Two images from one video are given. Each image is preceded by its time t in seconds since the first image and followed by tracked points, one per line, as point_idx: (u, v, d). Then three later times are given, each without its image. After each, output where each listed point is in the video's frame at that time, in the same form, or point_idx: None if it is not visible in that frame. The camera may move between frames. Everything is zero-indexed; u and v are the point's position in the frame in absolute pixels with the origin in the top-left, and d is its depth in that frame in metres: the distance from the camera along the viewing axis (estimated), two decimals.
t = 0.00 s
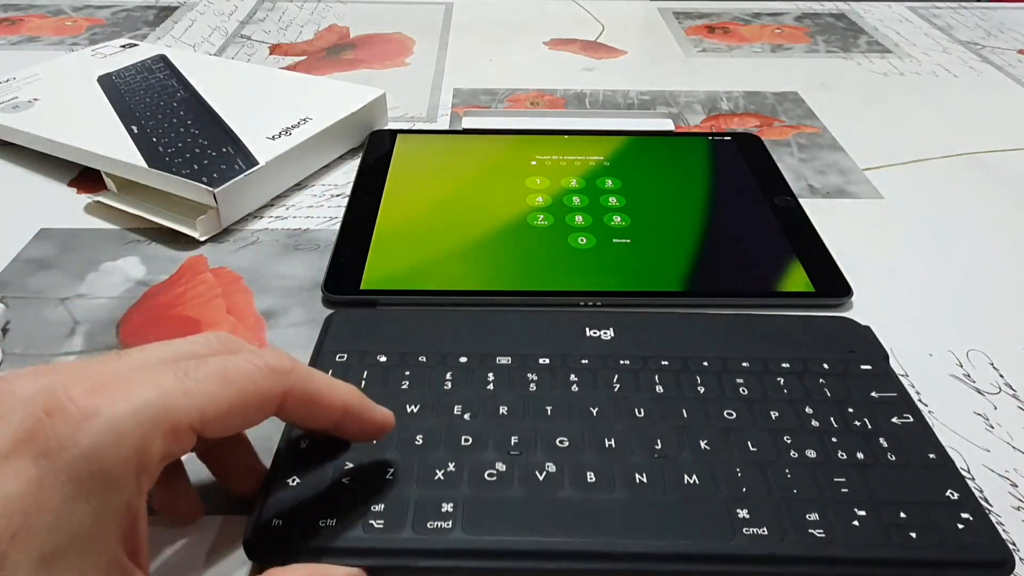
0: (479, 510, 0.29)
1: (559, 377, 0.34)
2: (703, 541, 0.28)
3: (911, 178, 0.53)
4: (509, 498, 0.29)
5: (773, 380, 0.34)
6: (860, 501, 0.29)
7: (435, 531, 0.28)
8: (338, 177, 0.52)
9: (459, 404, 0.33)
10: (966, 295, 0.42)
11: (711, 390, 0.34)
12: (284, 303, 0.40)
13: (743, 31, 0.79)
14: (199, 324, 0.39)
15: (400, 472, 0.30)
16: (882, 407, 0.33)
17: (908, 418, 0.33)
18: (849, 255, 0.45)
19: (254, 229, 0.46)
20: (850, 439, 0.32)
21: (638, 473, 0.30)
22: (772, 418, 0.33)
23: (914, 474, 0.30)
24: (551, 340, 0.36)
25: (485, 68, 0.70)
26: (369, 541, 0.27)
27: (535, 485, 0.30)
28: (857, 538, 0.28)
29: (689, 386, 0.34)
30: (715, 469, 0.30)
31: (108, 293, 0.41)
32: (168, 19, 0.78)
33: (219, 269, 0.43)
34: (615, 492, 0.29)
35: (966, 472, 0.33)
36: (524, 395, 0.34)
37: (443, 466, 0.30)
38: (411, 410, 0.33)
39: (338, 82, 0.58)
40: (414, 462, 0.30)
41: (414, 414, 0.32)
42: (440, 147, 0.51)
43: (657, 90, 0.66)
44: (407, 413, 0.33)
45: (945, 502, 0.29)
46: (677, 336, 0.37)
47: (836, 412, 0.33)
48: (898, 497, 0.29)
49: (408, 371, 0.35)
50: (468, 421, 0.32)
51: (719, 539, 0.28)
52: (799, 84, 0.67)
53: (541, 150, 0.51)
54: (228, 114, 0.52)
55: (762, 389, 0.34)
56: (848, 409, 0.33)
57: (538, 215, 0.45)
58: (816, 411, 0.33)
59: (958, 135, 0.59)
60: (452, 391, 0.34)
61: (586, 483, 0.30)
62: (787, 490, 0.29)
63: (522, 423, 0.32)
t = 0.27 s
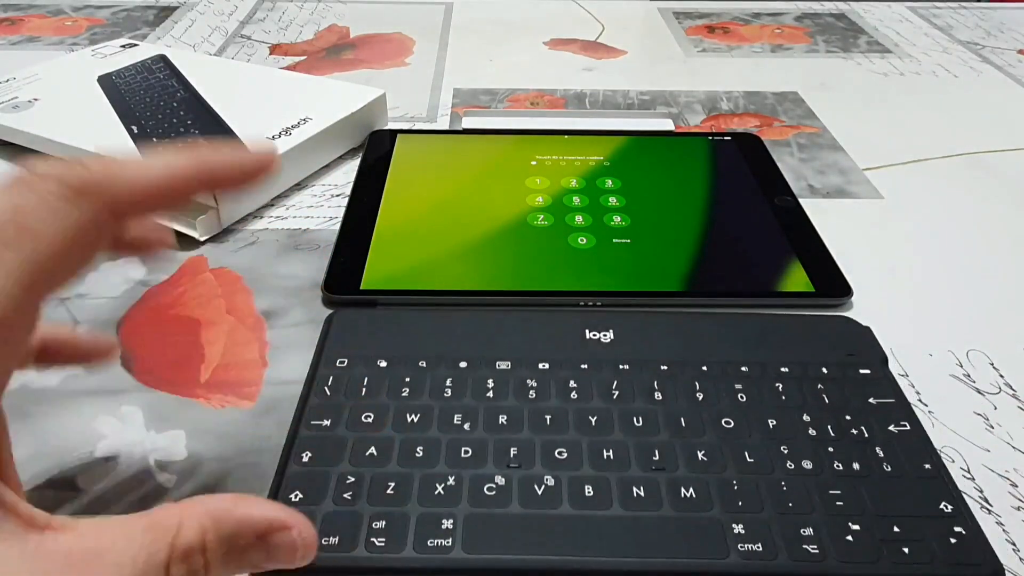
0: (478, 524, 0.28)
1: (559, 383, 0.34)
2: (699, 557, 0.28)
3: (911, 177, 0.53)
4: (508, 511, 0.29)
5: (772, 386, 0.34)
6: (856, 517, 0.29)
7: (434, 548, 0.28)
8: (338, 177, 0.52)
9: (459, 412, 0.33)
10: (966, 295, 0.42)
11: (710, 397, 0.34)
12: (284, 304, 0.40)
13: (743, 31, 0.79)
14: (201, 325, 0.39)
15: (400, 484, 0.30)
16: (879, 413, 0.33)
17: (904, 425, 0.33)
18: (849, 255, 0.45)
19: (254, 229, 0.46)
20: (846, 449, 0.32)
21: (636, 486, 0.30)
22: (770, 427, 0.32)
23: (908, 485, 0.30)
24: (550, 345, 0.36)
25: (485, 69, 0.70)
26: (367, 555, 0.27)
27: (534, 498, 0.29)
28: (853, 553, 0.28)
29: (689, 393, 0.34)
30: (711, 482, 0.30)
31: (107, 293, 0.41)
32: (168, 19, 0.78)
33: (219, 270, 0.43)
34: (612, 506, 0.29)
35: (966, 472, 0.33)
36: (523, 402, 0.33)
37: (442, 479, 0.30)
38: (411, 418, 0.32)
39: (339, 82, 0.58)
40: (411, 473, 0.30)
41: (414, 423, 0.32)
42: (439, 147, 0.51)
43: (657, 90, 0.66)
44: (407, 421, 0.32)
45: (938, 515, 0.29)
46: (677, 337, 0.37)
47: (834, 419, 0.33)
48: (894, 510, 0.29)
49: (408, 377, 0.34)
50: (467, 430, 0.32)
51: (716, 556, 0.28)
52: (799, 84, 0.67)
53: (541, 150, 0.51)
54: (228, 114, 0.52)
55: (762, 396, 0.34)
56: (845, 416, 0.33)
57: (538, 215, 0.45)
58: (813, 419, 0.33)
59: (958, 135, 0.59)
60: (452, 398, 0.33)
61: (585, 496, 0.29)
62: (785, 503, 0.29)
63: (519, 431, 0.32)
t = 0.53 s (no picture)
0: (478, 525, 0.28)
1: (559, 383, 0.34)
2: (699, 557, 0.28)
3: (911, 177, 0.53)
4: (507, 511, 0.29)
5: (772, 386, 0.34)
6: (856, 518, 0.29)
7: (434, 548, 0.28)
8: (338, 178, 0.52)
9: (459, 412, 0.33)
10: (966, 295, 0.42)
11: (710, 397, 0.34)
12: (284, 304, 0.40)
13: (743, 31, 0.79)
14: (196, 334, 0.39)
15: (400, 484, 0.30)
16: (878, 413, 0.33)
17: (904, 425, 0.33)
18: (850, 256, 0.45)
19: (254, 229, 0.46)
20: (846, 449, 0.32)
21: (636, 486, 0.30)
22: (770, 427, 0.32)
23: (908, 485, 0.30)
24: (550, 345, 0.36)
25: (485, 68, 0.70)
26: (367, 555, 0.27)
27: (534, 498, 0.29)
28: (852, 554, 0.28)
29: (689, 393, 0.34)
30: (710, 482, 0.30)
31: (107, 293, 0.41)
32: (168, 19, 0.78)
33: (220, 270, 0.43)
34: (611, 506, 0.29)
35: (966, 472, 0.33)
36: (523, 402, 0.33)
37: (442, 480, 0.30)
38: (411, 418, 0.32)
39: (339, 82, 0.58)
40: (411, 473, 0.30)
41: (414, 423, 0.32)
42: (440, 147, 0.51)
43: (657, 90, 0.66)
44: (407, 421, 0.32)
45: (938, 515, 0.29)
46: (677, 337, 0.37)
47: (834, 419, 0.33)
48: (893, 510, 0.29)
49: (408, 377, 0.34)
50: (467, 430, 0.32)
51: (716, 556, 0.28)
52: (798, 84, 0.67)
53: (541, 150, 0.51)
54: (228, 114, 0.52)
55: (762, 396, 0.34)
56: (845, 417, 0.33)
57: (538, 215, 0.45)
58: (813, 419, 0.33)
59: (958, 135, 0.59)
60: (452, 398, 0.33)
61: (585, 496, 0.29)
62: (785, 503, 0.29)
63: (519, 431, 0.32)
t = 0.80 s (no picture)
0: (478, 525, 0.28)
1: (559, 383, 0.34)
2: (699, 557, 0.28)
3: (911, 177, 0.53)
4: (507, 511, 0.29)
5: (772, 386, 0.34)
6: (856, 518, 0.29)
7: (434, 548, 0.28)
8: (338, 178, 0.52)
9: (459, 412, 0.33)
10: (966, 296, 0.42)
11: (710, 397, 0.34)
12: (284, 304, 0.40)
13: (743, 31, 0.79)
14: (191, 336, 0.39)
15: (400, 484, 0.30)
16: (878, 413, 0.33)
17: (904, 425, 0.33)
18: (850, 256, 0.45)
19: (254, 229, 0.46)
20: (846, 449, 0.32)
21: (636, 486, 0.30)
22: (770, 427, 0.32)
23: (908, 485, 0.30)
24: (550, 345, 0.36)
25: (485, 69, 0.70)
26: (367, 555, 0.27)
27: (534, 498, 0.29)
28: (852, 554, 0.28)
29: (689, 393, 0.34)
30: (710, 482, 0.30)
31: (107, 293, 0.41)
32: (168, 19, 0.78)
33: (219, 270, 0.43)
34: (611, 506, 0.29)
35: (966, 472, 0.33)
36: (523, 402, 0.33)
37: (443, 480, 0.30)
38: (412, 418, 0.32)
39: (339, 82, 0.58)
40: (411, 473, 0.30)
41: (414, 423, 0.32)
42: (440, 147, 0.51)
43: (657, 90, 0.66)
44: (407, 421, 0.32)
45: (938, 515, 0.29)
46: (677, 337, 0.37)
47: (834, 419, 0.33)
48: (893, 510, 0.29)
49: (408, 377, 0.34)
50: (468, 430, 0.32)
51: (717, 556, 0.28)
52: (798, 84, 0.67)
53: (541, 150, 0.51)
54: (228, 114, 0.52)
55: (762, 396, 0.34)
56: (845, 417, 0.33)
57: (538, 215, 0.45)
58: (813, 419, 0.33)
59: (958, 135, 0.59)
60: (452, 398, 0.33)
61: (585, 496, 0.29)
62: (785, 503, 0.29)
63: (519, 431, 0.32)
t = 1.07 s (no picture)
0: (478, 525, 0.28)
1: (559, 383, 0.34)
2: (699, 557, 0.28)
3: (911, 177, 0.53)
4: (507, 512, 0.29)
5: (772, 386, 0.34)
6: (856, 518, 0.29)
7: (434, 548, 0.28)
8: (338, 177, 0.52)
9: (459, 412, 0.33)
10: (966, 295, 0.42)
11: (710, 396, 0.34)
12: (284, 304, 0.40)
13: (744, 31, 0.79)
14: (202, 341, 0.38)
15: (399, 484, 0.30)
16: (878, 414, 0.33)
17: (903, 425, 0.33)
18: (850, 256, 0.45)
19: (254, 229, 0.46)
20: (846, 449, 0.32)
21: (636, 486, 0.30)
22: (770, 428, 0.32)
23: (908, 485, 0.30)
24: (550, 345, 0.36)
25: (485, 69, 0.70)
26: (367, 555, 0.27)
27: (534, 498, 0.29)
28: (852, 554, 0.28)
29: (689, 393, 0.34)
30: (710, 482, 0.30)
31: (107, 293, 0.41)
32: (168, 19, 0.78)
33: (219, 270, 0.43)
34: (611, 506, 0.29)
35: (966, 472, 0.33)
36: (523, 402, 0.33)
37: (443, 480, 0.30)
38: (411, 418, 0.32)
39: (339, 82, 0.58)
40: (412, 473, 0.30)
41: (414, 423, 0.32)
42: (440, 147, 0.51)
43: (657, 90, 0.66)
44: (407, 421, 0.32)
45: (938, 515, 0.29)
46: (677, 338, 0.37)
47: (834, 419, 0.33)
48: (893, 510, 0.29)
49: (408, 377, 0.34)
50: (467, 430, 0.32)
51: (716, 556, 0.28)
52: (798, 84, 0.67)
53: (541, 150, 0.51)
54: (228, 114, 0.52)
55: (762, 396, 0.34)
56: (845, 417, 0.33)
57: (538, 215, 0.45)
58: (813, 419, 0.33)
59: (958, 135, 0.59)
60: (452, 398, 0.33)
61: (584, 496, 0.29)
62: (785, 503, 0.29)
63: (519, 432, 0.32)
